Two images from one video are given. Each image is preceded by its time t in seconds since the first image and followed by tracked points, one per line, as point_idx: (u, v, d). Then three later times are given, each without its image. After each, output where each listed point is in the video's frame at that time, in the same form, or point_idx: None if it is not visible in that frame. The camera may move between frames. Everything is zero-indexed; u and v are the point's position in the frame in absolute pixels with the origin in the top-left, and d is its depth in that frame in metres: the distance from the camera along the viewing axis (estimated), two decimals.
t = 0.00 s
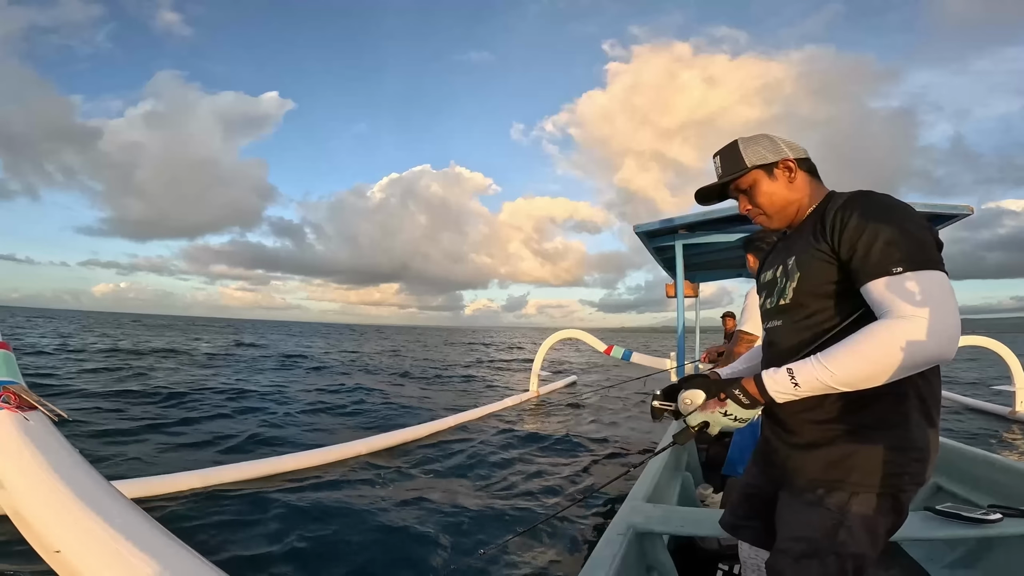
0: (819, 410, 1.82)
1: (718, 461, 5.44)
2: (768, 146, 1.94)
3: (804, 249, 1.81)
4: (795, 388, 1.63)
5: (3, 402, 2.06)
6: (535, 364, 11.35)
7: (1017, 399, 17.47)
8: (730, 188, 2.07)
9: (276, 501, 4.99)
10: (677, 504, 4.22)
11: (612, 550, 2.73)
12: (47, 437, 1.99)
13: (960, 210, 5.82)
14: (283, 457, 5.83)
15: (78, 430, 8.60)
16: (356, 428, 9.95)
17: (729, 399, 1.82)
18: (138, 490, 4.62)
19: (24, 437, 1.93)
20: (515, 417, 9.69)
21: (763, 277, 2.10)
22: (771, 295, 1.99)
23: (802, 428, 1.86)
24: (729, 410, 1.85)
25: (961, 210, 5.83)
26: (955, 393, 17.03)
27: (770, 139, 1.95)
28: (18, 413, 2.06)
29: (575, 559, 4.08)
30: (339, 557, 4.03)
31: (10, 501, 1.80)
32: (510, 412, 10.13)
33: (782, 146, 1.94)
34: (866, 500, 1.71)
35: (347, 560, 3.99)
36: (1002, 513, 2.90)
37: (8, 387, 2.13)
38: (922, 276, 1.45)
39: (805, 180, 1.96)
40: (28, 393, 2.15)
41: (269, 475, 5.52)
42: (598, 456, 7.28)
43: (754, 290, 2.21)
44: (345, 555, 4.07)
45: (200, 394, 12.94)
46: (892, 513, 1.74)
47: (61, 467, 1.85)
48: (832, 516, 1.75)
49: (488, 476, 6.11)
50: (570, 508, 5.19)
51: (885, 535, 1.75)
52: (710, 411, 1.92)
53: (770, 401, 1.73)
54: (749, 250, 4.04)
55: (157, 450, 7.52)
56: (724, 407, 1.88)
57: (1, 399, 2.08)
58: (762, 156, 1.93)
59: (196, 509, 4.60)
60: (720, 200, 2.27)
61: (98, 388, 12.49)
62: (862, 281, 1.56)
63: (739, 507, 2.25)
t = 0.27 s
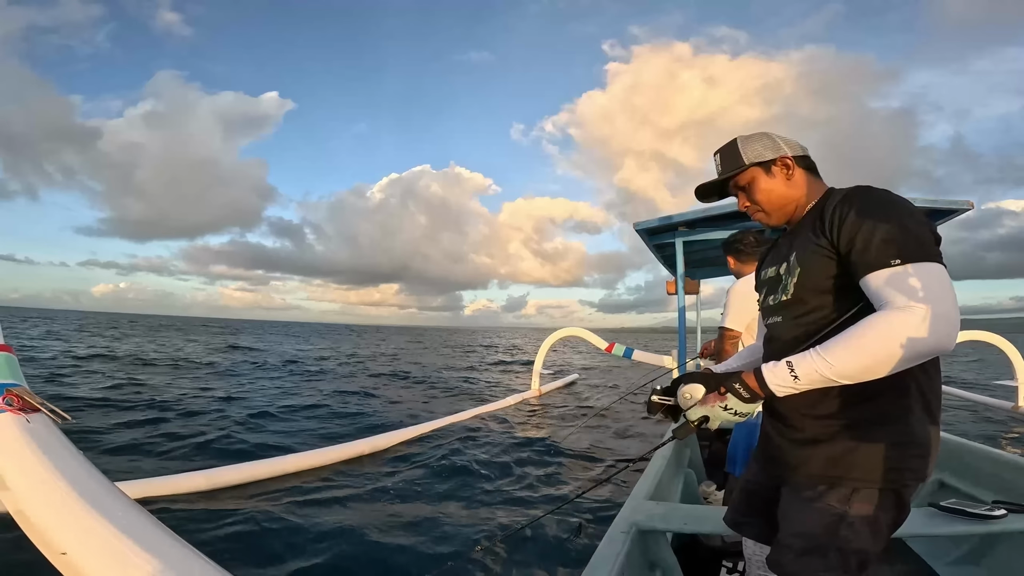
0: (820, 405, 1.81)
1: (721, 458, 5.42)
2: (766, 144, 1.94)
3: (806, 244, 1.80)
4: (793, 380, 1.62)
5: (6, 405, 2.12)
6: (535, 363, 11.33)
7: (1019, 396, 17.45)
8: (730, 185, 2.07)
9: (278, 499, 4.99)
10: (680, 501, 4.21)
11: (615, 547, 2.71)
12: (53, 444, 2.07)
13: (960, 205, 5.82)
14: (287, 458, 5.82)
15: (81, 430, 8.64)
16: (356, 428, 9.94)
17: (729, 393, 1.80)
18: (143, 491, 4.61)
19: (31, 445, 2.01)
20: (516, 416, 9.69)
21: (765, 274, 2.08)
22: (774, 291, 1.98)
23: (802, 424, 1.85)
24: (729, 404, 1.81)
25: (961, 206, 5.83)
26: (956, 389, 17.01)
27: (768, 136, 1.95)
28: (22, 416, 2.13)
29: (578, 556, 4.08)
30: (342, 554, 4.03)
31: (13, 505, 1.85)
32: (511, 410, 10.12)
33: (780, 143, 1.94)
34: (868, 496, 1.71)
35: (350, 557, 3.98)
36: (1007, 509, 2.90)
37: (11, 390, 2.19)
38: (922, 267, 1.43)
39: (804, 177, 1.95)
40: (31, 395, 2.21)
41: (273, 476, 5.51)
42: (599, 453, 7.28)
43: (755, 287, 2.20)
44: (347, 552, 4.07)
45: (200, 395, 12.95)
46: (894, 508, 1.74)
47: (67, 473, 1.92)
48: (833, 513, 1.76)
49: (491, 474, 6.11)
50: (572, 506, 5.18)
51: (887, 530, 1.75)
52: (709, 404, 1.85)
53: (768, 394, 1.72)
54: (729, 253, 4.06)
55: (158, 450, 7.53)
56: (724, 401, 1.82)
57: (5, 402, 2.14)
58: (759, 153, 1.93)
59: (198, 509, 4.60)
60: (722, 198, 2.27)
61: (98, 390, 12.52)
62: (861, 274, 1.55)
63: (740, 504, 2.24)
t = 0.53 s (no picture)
0: (814, 403, 1.82)
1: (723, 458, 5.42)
2: (762, 141, 1.94)
3: (800, 241, 1.80)
4: (779, 374, 1.65)
5: (8, 407, 2.15)
6: (535, 363, 11.32)
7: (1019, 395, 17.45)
8: (728, 181, 2.08)
9: (279, 499, 4.98)
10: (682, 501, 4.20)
11: (618, 547, 2.70)
12: (55, 447, 2.10)
13: (960, 203, 5.83)
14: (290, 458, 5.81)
15: (79, 431, 8.62)
16: (356, 428, 9.93)
17: (717, 384, 1.86)
18: (147, 492, 4.58)
19: (35, 447, 2.04)
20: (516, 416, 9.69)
21: (762, 272, 2.09)
22: (771, 289, 1.98)
23: (798, 423, 1.86)
24: (715, 396, 2.05)
25: (961, 205, 5.85)
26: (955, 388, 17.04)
27: (765, 134, 1.96)
28: (23, 418, 2.17)
29: (581, 556, 4.07)
30: (345, 555, 4.02)
31: (15, 505, 1.87)
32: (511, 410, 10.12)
33: (777, 140, 1.94)
34: (862, 494, 1.72)
35: (353, 557, 3.97)
36: (1010, 507, 2.90)
37: (13, 391, 2.21)
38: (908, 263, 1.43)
39: (802, 175, 1.95)
40: (33, 397, 2.24)
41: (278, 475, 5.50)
42: (600, 453, 7.27)
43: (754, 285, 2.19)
44: (349, 551, 4.06)
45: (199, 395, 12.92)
46: (889, 507, 1.74)
47: (70, 475, 1.95)
48: (827, 512, 1.76)
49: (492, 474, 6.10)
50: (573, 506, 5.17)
51: (883, 530, 1.75)
52: (697, 395, 2.12)
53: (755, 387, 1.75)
54: (729, 253, 4.06)
55: (159, 450, 7.52)
56: (710, 393, 2.07)
57: (7, 404, 2.16)
58: (755, 150, 1.94)
59: (199, 510, 4.59)
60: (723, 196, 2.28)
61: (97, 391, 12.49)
62: (851, 270, 1.56)
63: (742, 503, 2.24)
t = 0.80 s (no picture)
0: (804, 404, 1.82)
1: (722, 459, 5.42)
2: (736, 150, 1.99)
3: (785, 242, 1.81)
4: (755, 374, 1.69)
5: (6, 408, 2.15)
6: (535, 364, 11.31)
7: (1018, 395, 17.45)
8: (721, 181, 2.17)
9: (278, 499, 5.00)
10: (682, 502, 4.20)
11: (618, 547, 2.70)
12: (55, 446, 2.09)
13: (960, 204, 5.84)
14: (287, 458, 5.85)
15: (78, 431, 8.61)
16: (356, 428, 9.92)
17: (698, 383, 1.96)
18: (147, 493, 4.59)
19: (33, 447, 2.03)
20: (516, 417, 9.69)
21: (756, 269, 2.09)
22: (762, 287, 1.99)
23: (788, 425, 1.86)
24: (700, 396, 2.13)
25: (961, 206, 5.85)
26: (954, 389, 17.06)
27: (741, 141, 1.98)
28: (20, 418, 2.17)
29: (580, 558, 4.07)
30: (344, 556, 4.01)
31: (15, 506, 1.87)
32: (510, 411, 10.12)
33: (750, 147, 1.95)
34: (851, 496, 1.72)
35: (352, 558, 3.96)
36: (1009, 508, 2.90)
37: (12, 391, 2.22)
38: (879, 264, 1.44)
39: (780, 183, 1.93)
40: (31, 397, 2.24)
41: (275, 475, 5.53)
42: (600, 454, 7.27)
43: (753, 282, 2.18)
44: (349, 552, 4.08)
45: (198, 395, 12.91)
46: (880, 509, 1.73)
47: (68, 474, 1.93)
48: (815, 514, 1.78)
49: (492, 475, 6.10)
50: (573, 507, 5.17)
51: (875, 533, 1.74)
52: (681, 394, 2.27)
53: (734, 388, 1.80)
54: (740, 250, 4.06)
55: (160, 450, 7.52)
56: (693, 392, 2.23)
57: (5, 405, 2.16)
58: (729, 160, 2.02)
59: (198, 511, 4.58)
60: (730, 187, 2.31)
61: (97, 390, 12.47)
62: (827, 271, 1.57)
63: (742, 503, 2.25)
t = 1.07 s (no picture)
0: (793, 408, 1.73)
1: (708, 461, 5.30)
2: (760, 145, 1.82)
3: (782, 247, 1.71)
4: (721, 354, 1.64)
5: None
6: (527, 365, 11.22)
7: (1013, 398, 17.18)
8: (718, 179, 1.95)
9: (261, 500, 4.92)
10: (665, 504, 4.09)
11: (601, 549, 2.58)
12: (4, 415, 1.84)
13: (937, 214, 5.64)
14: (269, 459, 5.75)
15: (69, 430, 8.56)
16: (349, 427, 9.87)
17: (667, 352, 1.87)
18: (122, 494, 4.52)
19: None
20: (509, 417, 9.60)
21: (746, 277, 1.99)
22: (754, 294, 1.87)
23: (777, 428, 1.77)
24: (663, 362, 1.98)
25: (942, 214, 5.67)
26: (950, 393, 16.92)
27: (763, 138, 1.83)
28: None
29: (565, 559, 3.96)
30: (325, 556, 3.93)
31: None
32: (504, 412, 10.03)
33: (774, 146, 1.81)
34: (842, 501, 1.61)
35: (333, 558, 3.89)
36: (982, 510, 2.76)
37: None
38: (860, 272, 1.39)
39: (795, 184, 1.84)
40: None
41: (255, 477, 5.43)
42: (592, 454, 7.17)
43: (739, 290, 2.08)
44: (332, 552, 4.01)
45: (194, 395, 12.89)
46: (872, 514, 1.62)
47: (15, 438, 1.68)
48: (806, 517, 1.65)
49: (481, 475, 6.01)
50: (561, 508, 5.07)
51: (866, 537, 1.63)
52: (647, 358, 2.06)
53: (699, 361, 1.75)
54: (732, 255, 3.93)
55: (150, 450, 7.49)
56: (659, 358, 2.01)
57: None
58: (752, 154, 1.81)
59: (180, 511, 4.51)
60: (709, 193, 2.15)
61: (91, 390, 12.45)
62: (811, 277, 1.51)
63: (728, 505, 2.10)
